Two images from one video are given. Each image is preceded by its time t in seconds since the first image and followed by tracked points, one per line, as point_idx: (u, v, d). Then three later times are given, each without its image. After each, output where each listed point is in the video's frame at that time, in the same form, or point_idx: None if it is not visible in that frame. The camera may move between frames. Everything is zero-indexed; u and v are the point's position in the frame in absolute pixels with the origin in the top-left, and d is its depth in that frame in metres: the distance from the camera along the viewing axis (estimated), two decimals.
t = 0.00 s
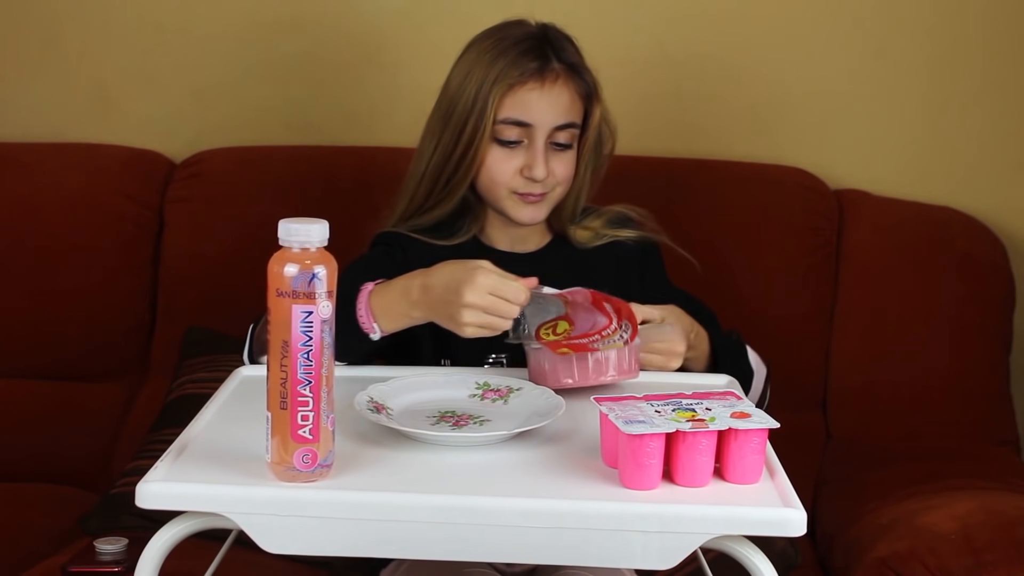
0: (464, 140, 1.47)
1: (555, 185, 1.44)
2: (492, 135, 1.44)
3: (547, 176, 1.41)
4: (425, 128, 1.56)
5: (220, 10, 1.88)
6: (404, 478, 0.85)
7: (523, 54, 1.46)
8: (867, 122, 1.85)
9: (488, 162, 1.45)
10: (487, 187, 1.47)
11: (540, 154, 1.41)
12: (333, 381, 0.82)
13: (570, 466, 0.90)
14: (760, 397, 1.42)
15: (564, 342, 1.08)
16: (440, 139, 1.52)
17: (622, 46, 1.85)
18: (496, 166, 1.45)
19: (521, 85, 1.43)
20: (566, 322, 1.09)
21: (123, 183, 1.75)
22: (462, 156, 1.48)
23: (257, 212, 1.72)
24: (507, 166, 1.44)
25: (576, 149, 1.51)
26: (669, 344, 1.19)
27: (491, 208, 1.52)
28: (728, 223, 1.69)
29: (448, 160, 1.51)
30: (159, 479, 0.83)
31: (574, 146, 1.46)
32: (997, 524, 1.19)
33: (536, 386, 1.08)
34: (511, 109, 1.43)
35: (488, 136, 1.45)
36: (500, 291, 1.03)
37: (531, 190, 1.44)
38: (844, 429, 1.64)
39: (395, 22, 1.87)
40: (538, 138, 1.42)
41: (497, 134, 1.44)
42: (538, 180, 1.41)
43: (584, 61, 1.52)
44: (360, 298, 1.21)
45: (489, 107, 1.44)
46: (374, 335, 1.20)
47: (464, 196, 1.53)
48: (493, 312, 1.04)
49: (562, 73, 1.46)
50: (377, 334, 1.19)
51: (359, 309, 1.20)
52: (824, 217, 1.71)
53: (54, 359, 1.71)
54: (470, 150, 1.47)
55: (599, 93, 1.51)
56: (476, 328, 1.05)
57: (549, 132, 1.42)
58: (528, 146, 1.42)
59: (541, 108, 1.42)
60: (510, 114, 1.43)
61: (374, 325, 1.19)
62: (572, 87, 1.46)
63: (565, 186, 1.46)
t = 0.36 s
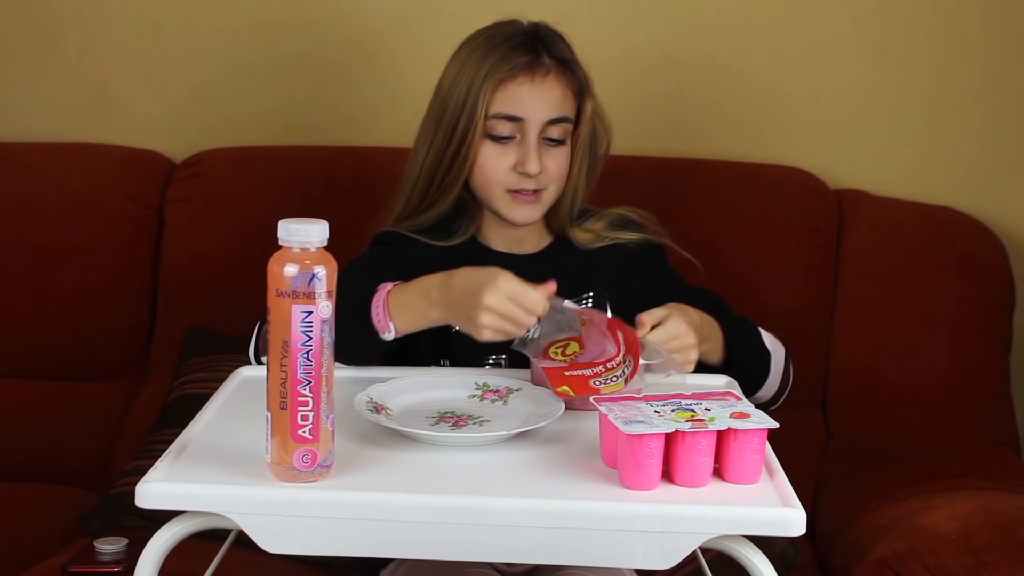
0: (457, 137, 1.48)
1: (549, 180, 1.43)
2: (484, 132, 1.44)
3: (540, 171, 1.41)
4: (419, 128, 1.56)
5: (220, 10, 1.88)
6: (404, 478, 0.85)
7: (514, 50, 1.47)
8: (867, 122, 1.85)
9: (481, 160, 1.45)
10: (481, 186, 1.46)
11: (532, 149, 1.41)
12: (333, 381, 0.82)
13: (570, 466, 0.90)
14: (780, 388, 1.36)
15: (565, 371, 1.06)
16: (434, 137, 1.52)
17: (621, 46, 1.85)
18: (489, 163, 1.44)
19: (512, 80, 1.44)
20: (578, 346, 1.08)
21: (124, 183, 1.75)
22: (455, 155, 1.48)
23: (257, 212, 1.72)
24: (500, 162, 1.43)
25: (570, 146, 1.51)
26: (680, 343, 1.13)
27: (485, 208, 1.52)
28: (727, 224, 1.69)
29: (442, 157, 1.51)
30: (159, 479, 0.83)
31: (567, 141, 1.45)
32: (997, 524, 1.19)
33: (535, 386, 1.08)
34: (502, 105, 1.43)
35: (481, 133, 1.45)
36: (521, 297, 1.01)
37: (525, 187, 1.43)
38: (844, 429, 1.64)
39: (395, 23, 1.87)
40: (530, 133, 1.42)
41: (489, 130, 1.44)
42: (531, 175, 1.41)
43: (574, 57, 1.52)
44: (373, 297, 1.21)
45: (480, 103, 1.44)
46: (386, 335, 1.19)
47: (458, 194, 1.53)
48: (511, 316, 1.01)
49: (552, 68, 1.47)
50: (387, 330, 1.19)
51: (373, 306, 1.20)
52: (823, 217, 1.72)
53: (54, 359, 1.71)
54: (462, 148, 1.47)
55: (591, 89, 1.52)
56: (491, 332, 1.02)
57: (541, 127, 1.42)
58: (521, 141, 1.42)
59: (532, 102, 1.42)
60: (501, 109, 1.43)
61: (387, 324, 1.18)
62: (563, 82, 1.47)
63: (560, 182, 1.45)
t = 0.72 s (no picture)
0: (463, 136, 1.48)
1: (554, 181, 1.43)
2: (490, 131, 1.45)
3: (545, 171, 1.41)
4: (424, 128, 1.56)
5: (220, 11, 1.88)
6: (404, 478, 0.85)
7: (520, 50, 1.47)
8: (867, 122, 1.85)
9: (487, 160, 1.45)
10: (486, 187, 1.46)
11: (537, 149, 1.41)
12: (333, 381, 0.82)
13: (569, 466, 0.90)
14: (769, 402, 1.34)
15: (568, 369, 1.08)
16: (439, 137, 1.52)
17: (621, 46, 1.85)
18: (495, 163, 1.44)
19: (517, 80, 1.44)
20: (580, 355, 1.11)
21: (124, 183, 1.75)
22: (461, 154, 1.48)
23: (257, 212, 1.72)
24: (505, 162, 1.43)
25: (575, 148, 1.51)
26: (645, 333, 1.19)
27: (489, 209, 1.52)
28: (728, 223, 1.69)
29: (446, 157, 1.51)
30: (159, 479, 0.83)
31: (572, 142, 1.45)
32: (997, 524, 1.19)
33: (534, 386, 1.08)
34: (508, 105, 1.43)
35: (486, 132, 1.45)
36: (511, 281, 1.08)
37: (529, 187, 1.43)
38: (844, 429, 1.64)
39: (395, 22, 1.87)
40: (535, 133, 1.42)
41: (495, 130, 1.44)
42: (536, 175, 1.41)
43: (580, 58, 1.52)
44: (367, 302, 1.24)
45: (486, 103, 1.45)
46: (372, 333, 1.21)
47: (460, 194, 1.53)
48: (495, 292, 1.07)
49: (557, 69, 1.47)
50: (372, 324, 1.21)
51: (366, 307, 1.23)
52: (824, 217, 1.72)
53: (55, 359, 1.71)
54: (468, 147, 1.47)
55: (597, 91, 1.52)
56: (467, 295, 1.08)
57: (546, 127, 1.42)
58: (526, 141, 1.42)
59: (537, 102, 1.43)
60: (506, 109, 1.43)
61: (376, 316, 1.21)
62: (568, 83, 1.47)
63: (565, 183, 1.45)
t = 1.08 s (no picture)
0: (464, 134, 1.48)
1: (555, 178, 1.44)
2: (491, 128, 1.45)
3: (547, 167, 1.41)
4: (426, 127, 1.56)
5: (220, 11, 1.88)
6: (405, 479, 0.85)
7: (521, 47, 1.47)
8: (866, 123, 1.85)
9: (489, 157, 1.45)
10: (488, 185, 1.46)
11: (539, 145, 1.41)
12: (333, 381, 0.82)
13: (570, 466, 0.90)
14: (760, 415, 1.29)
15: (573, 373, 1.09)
16: (440, 135, 1.52)
17: (622, 46, 1.85)
18: (497, 160, 1.45)
19: (518, 76, 1.45)
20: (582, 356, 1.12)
21: (124, 183, 1.75)
22: (463, 152, 1.48)
23: (257, 212, 1.72)
24: (507, 159, 1.44)
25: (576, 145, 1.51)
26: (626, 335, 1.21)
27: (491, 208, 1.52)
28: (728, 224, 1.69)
29: (448, 155, 1.51)
30: (160, 479, 0.83)
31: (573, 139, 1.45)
32: (997, 524, 1.19)
33: (535, 386, 1.08)
34: (509, 101, 1.44)
35: (488, 130, 1.45)
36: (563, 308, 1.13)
37: (531, 184, 1.44)
38: (843, 429, 1.64)
39: (395, 23, 1.87)
40: (537, 129, 1.43)
41: (496, 127, 1.44)
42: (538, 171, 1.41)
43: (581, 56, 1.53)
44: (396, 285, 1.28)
45: (487, 100, 1.45)
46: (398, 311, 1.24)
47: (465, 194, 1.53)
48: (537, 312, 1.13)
49: (558, 66, 1.47)
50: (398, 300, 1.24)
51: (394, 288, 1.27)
52: (824, 217, 1.72)
53: (55, 359, 1.71)
54: (469, 145, 1.47)
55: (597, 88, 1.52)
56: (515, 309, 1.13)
57: (547, 124, 1.43)
58: (527, 138, 1.43)
59: (538, 99, 1.43)
60: (508, 106, 1.44)
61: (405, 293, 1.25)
62: (569, 80, 1.47)
63: (566, 180, 1.46)
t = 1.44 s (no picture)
0: (468, 132, 1.48)
1: (558, 179, 1.43)
2: (495, 127, 1.45)
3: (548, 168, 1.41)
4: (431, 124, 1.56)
5: (219, 11, 1.88)
6: (404, 478, 0.85)
7: (526, 46, 1.47)
8: (867, 122, 1.85)
9: (491, 156, 1.45)
10: (490, 184, 1.46)
11: (541, 145, 1.41)
12: (332, 381, 0.82)
13: (569, 466, 0.90)
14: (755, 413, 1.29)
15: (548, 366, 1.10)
16: (444, 132, 1.52)
17: (621, 46, 1.85)
18: (499, 159, 1.44)
19: (522, 75, 1.45)
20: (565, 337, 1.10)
21: (123, 183, 1.75)
22: (466, 150, 1.49)
23: (257, 212, 1.72)
24: (509, 158, 1.43)
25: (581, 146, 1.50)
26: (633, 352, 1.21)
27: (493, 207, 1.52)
28: (728, 224, 1.69)
29: (451, 153, 1.51)
30: (158, 479, 0.83)
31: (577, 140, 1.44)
32: (997, 524, 1.19)
33: (534, 386, 1.08)
34: (512, 100, 1.44)
35: (491, 128, 1.45)
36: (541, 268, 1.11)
37: (533, 184, 1.43)
38: (844, 429, 1.64)
39: (395, 23, 1.87)
40: (539, 129, 1.42)
41: (499, 125, 1.44)
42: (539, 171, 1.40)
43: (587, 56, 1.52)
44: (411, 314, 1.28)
45: (491, 98, 1.45)
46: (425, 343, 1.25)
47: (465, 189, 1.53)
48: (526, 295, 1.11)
49: (563, 65, 1.47)
50: (423, 344, 1.25)
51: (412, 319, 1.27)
52: (824, 217, 1.71)
53: (55, 359, 1.71)
54: (473, 144, 1.47)
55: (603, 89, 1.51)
56: (509, 307, 1.11)
57: (550, 123, 1.42)
58: (530, 137, 1.42)
59: (542, 98, 1.43)
60: (511, 105, 1.44)
61: (424, 333, 1.25)
62: (574, 79, 1.46)
63: (570, 181, 1.44)
